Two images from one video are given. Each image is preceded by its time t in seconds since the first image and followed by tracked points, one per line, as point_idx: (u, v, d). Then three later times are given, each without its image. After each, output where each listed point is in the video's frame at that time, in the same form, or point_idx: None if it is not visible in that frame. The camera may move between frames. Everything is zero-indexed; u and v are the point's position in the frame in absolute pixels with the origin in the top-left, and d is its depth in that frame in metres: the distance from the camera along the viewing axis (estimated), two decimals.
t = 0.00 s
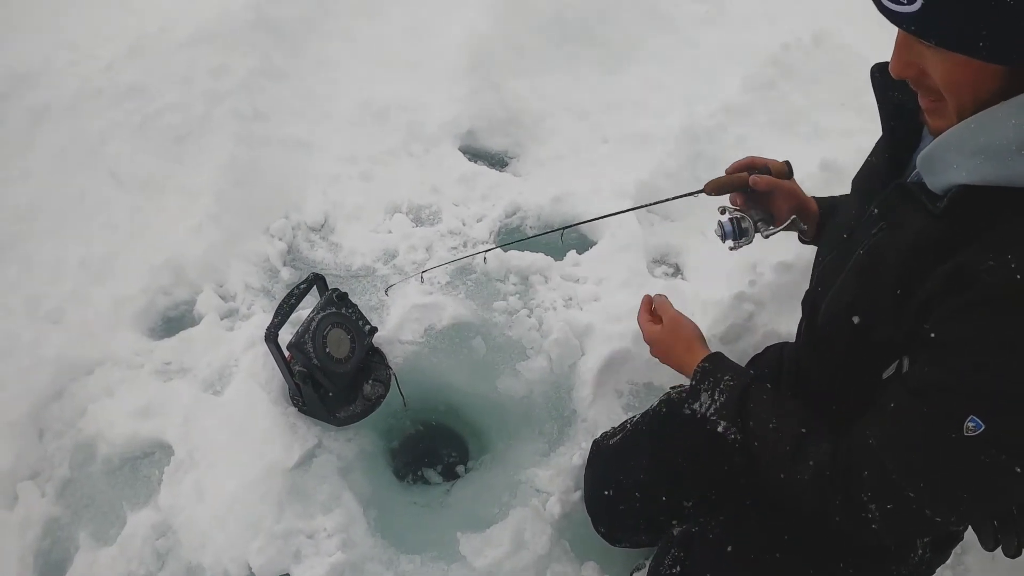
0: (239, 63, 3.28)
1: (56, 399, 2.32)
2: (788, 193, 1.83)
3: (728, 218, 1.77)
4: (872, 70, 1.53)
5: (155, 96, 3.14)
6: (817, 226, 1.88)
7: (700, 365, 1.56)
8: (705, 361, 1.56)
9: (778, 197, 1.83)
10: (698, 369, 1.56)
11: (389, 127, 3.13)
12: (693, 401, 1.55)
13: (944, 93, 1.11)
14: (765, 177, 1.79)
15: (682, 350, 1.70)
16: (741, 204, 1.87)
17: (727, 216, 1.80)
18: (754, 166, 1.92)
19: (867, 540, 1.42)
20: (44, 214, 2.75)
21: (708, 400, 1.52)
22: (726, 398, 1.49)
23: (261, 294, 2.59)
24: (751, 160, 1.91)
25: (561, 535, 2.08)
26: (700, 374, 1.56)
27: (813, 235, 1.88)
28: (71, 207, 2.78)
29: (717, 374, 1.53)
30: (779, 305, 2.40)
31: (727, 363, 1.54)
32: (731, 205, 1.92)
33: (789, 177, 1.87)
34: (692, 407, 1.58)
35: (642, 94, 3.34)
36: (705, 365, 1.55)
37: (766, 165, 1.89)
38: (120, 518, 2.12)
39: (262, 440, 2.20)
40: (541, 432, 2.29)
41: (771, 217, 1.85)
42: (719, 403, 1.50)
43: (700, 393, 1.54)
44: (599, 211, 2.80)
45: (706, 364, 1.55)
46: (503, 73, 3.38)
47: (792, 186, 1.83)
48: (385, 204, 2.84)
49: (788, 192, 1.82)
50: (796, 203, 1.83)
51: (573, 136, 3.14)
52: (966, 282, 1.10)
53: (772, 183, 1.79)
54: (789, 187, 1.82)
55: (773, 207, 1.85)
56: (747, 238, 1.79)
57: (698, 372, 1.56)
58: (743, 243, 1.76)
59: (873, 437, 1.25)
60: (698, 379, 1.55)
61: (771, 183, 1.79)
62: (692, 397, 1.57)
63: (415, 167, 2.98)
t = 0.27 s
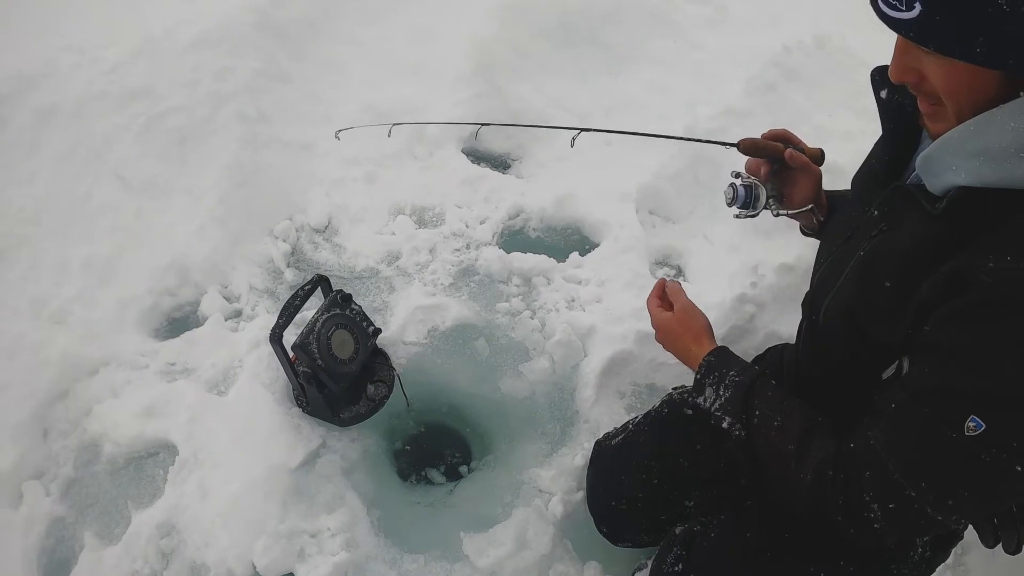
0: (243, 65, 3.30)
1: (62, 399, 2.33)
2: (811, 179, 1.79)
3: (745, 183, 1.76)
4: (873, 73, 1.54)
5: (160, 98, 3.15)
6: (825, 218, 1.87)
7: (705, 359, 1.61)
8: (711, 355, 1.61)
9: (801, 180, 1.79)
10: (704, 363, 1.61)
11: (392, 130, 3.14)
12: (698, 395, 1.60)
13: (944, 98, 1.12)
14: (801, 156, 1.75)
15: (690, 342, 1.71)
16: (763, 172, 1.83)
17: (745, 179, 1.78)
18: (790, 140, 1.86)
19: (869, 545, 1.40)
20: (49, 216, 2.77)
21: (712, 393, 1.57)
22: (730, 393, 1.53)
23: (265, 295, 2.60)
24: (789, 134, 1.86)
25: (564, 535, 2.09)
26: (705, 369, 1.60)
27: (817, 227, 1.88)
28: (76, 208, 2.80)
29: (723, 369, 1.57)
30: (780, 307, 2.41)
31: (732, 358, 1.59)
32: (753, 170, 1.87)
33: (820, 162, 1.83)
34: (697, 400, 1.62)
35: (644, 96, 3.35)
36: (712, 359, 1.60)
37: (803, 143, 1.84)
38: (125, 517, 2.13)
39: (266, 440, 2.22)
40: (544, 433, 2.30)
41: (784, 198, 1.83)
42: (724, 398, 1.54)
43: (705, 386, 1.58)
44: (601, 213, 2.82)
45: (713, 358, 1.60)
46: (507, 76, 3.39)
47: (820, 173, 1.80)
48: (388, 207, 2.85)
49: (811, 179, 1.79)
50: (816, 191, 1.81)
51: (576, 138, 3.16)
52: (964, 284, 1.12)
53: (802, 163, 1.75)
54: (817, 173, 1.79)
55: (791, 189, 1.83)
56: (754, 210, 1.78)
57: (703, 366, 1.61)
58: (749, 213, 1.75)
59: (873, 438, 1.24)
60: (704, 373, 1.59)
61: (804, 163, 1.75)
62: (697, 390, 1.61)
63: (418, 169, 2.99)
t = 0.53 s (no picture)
0: (245, 66, 3.31)
1: (63, 398, 2.34)
2: (798, 194, 1.79)
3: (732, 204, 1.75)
4: (871, 72, 1.55)
5: (163, 98, 3.16)
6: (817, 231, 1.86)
7: (714, 347, 1.65)
8: (720, 342, 1.64)
9: (788, 195, 1.79)
10: (713, 350, 1.64)
11: (394, 130, 3.15)
12: (705, 383, 1.64)
13: (940, 90, 1.13)
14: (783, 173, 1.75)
15: (697, 329, 1.76)
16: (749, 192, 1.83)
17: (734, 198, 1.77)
18: (771, 157, 1.87)
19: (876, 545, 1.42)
20: (51, 215, 2.78)
21: (720, 380, 1.61)
22: (739, 383, 1.57)
23: (266, 295, 2.60)
24: (769, 151, 1.87)
25: (564, 535, 2.09)
26: (713, 357, 1.64)
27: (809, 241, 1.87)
28: (78, 208, 2.80)
29: (733, 358, 1.61)
30: (781, 307, 2.42)
31: (743, 349, 1.62)
32: (742, 193, 1.90)
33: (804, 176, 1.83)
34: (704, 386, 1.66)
35: (645, 97, 3.36)
36: (720, 347, 1.63)
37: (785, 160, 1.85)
38: (125, 516, 2.14)
39: (266, 439, 2.22)
40: (544, 432, 2.30)
41: (774, 214, 1.82)
42: (733, 387, 1.57)
43: (712, 373, 1.62)
44: (602, 214, 2.82)
45: (722, 346, 1.63)
46: (508, 78, 3.39)
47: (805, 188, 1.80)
48: (389, 207, 2.86)
49: (798, 193, 1.79)
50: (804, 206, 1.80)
51: (577, 139, 3.17)
52: (964, 282, 1.11)
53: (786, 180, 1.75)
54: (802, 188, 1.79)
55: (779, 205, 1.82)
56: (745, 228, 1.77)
57: (712, 354, 1.64)
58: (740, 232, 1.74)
59: (877, 437, 1.24)
60: (712, 360, 1.64)
61: (787, 180, 1.76)
62: (705, 377, 1.65)
63: (419, 169, 3.00)
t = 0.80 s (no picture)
0: (246, 68, 3.32)
1: (62, 398, 2.35)
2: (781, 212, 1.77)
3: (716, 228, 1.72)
4: (862, 70, 1.53)
5: (163, 100, 3.18)
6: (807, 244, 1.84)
7: (735, 335, 1.61)
8: (744, 330, 1.61)
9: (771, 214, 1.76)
10: (733, 338, 1.61)
11: (393, 131, 3.16)
12: (722, 370, 1.61)
13: (930, 84, 1.12)
14: (761, 195, 1.72)
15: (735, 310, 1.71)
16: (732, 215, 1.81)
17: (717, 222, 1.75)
18: (750, 178, 1.85)
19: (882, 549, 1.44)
20: (51, 216, 2.79)
21: (737, 367, 1.58)
22: (757, 374, 1.54)
23: (265, 296, 2.61)
24: (747, 173, 1.85)
25: (560, 536, 2.08)
26: (734, 344, 1.61)
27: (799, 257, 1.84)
28: (78, 209, 2.82)
29: (753, 349, 1.57)
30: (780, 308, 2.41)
31: (766, 339, 1.57)
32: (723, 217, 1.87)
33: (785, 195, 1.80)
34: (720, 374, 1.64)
35: (645, 98, 3.35)
36: (741, 335, 1.60)
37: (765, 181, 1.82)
38: (122, 516, 2.14)
39: (263, 440, 2.22)
40: (542, 434, 2.29)
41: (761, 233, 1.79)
42: (750, 379, 1.55)
43: (729, 361, 1.60)
44: (601, 215, 2.82)
45: (743, 334, 1.60)
46: (508, 79, 3.40)
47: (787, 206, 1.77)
48: (388, 208, 2.86)
49: (782, 211, 1.76)
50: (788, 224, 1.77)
51: (576, 140, 3.16)
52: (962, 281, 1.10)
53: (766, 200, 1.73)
54: (785, 207, 1.76)
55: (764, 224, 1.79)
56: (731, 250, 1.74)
57: (733, 341, 1.61)
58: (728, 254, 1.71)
59: (879, 443, 1.23)
60: (731, 348, 1.60)
61: (766, 202, 1.73)
62: (721, 365, 1.63)
63: (418, 170, 3.00)
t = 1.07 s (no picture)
0: (245, 72, 3.34)
1: (62, 401, 2.36)
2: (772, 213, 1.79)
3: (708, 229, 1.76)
4: (851, 75, 1.53)
5: (163, 104, 3.19)
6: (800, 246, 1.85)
7: (749, 328, 1.53)
8: (759, 324, 1.52)
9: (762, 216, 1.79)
10: (746, 333, 1.53)
11: (392, 134, 3.17)
12: (733, 363, 1.55)
13: (918, 88, 1.12)
14: (752, 196, 1.75)
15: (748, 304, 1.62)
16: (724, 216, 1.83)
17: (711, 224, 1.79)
18: (741, 180, 1.87)
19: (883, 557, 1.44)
20: (51, 220, 2.80)
21: (748, 363, 1.52)
22: (768, 371, 1.48)
23: (264, 300, 2.62)
24: (739, 174, 1.87)
25: (558, 538, 2.09)
26: (747, 339, 1.53)
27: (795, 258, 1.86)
28: (78, 213, 2.83)
29: (766, 344, 1.50)
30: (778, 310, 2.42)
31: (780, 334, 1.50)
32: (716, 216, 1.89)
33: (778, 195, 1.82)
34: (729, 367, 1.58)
35: (644, 100, 3.36)
36: (755, 331, 1.52)
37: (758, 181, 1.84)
38: (123, 518, 2.15)
39: (262, 443, 2.23)
40: (540, 436, 2.30)
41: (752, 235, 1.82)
42: (760, 375, 1.49)
43: (742, 355, 1.53)
44: (599, 217, 2.82)
45: (757, 329, 1.52)
46: (506, 82, 3.41)
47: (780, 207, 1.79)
48: (387, 211, 2.87)
49: (772, 213, 1.79)
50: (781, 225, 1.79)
51: (574, 143, 3.17)
52: (959, 285, 1.09)
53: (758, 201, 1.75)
54: (777, 208, 1.78)
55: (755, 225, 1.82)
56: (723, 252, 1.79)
57: (745, 336, 1.53)
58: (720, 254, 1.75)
59: (878, 450, 1.23)
60: (744, 343, 1.53)
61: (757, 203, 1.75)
62: (732, 359, 1.56)
63: (417, 173, 3.01)
